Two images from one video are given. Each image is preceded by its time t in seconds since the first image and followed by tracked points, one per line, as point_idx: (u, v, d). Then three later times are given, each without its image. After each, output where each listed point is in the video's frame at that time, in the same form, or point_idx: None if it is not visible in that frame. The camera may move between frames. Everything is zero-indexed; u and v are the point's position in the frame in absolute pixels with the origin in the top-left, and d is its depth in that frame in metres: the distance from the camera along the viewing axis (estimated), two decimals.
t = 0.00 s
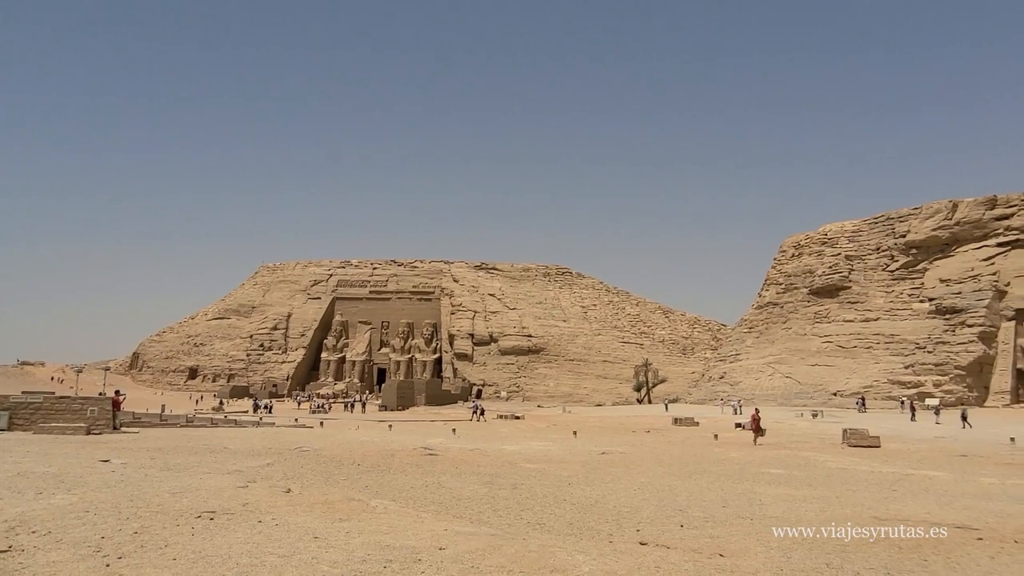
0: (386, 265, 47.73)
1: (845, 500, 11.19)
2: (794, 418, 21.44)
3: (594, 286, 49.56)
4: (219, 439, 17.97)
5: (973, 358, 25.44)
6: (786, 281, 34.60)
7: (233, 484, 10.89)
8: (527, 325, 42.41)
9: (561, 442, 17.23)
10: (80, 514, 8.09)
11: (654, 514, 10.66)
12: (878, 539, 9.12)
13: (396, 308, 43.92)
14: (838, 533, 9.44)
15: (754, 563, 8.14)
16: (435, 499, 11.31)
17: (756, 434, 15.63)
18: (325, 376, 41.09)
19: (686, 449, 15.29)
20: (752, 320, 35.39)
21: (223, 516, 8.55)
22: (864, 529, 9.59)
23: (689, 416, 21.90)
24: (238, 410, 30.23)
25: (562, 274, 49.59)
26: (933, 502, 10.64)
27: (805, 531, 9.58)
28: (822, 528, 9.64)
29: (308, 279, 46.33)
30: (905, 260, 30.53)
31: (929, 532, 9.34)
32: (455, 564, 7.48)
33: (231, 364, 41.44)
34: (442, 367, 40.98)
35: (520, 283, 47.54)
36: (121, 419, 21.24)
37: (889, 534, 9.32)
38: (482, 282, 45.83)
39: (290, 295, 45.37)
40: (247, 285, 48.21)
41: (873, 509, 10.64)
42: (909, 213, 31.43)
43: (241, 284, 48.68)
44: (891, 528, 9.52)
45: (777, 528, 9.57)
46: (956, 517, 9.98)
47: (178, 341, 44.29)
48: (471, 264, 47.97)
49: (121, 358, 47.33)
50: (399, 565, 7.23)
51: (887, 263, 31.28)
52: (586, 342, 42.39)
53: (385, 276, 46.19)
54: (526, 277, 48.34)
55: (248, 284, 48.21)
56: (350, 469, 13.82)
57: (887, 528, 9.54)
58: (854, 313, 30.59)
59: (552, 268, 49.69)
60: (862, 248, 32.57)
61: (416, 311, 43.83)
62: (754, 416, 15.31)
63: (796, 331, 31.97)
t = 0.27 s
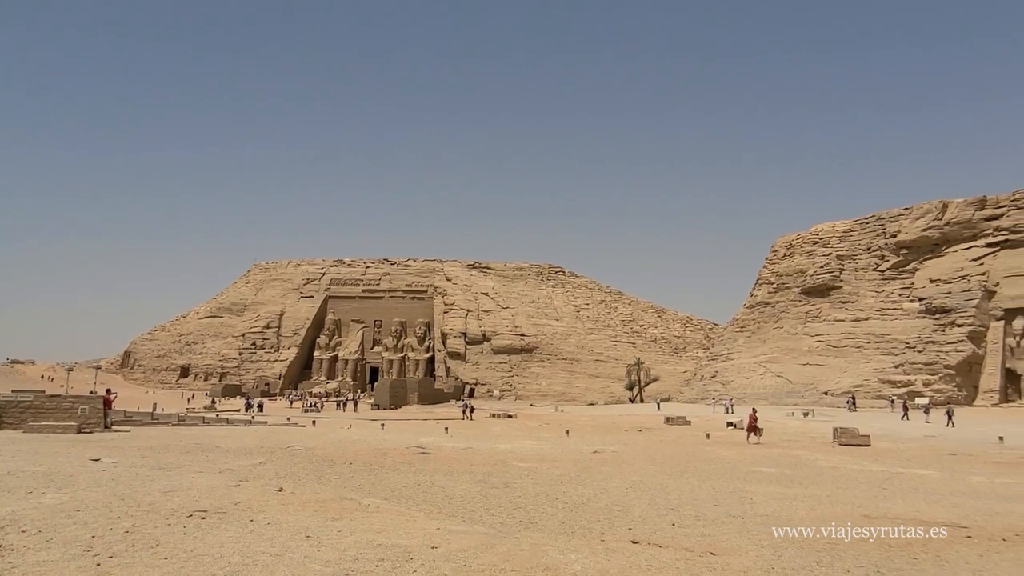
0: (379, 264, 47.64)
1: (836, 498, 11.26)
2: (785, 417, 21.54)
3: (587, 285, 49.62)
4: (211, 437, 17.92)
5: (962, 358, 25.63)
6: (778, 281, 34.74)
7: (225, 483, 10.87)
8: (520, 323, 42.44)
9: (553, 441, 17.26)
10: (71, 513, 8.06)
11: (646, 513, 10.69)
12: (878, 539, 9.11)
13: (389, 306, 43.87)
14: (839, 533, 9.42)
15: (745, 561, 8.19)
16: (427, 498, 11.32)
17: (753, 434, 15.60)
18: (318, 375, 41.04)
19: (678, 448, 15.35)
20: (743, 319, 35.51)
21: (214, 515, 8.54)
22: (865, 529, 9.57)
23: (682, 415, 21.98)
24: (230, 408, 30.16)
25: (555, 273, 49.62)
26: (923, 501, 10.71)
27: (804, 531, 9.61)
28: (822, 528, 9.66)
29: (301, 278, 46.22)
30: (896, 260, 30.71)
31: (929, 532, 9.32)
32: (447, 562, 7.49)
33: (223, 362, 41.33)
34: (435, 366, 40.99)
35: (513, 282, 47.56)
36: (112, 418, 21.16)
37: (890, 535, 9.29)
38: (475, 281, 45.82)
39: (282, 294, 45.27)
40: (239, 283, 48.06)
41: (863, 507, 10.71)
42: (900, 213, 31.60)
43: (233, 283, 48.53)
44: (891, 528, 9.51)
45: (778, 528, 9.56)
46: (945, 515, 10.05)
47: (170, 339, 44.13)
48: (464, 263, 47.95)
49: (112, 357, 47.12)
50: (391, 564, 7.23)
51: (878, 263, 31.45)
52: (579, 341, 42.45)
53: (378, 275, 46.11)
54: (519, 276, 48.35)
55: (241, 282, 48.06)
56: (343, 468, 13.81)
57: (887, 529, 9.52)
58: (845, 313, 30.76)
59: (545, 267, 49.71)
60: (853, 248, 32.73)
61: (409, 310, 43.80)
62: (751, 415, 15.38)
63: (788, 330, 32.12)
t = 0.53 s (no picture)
0: (369, 262, 47.50)
1: (823, 497, 11.34)
2: (774, 416, 21.67)
3: (577, 284, 49.68)
4: (199, 437, 17.83)
5: (948, 357, 25.88)
6: (766, 281, 34.90)
7: (213, 482, 10.83)
8: (510, 322, 42.47)
9: (543, 440, 17.28)
10: (57, 512, 8.01)
11: (635, 512, 10.73)
12: (879, 539, 9.06)
13: (379, 305, 43.77)
14: (839, 533, 9.36)
15: (733, 559, 8.24)
16: (417, 496, 11.31)
17: (749, 434, 15.61)
18: (308, 374, 40.92)
19: (668, 447, 15.40)
20: (732, 319, 35.66)
21: (203, 514, 8.50)
22: (865, 529, 9.50)
23: (671, 414, 22.07)
24: (218, 407, 30.01)
25: (545, 272, 49.64)
26: (909, 499, 10.81)
27: (805, 531, 9.49)
28: (822, 528, 9.56)
29: (290, 276, 46.02)
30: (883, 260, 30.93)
31: (930, 532, 9.25)
32: (436, 561, 7.50)
33: (212, 360, 41.12)
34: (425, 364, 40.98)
35: (503, 281, 47.58)
36: (100, 417, 21.01)
37: (891, 534, 9.24)
38: (465, 280, 45.78)
39: (272, 292, 45.08)
40: (228, 282, 47.81)
41: (850, 505, 10.80)
42: (887, 213, 31.82)
43: (222, 281, 48.27)
44: (892, 528, 9.44)
45: (778, 528, 9.49)
46: (931, 513, 10.15)
47: (158, 338, 43.85)
48: (454, 262, 47.91)
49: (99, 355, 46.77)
50: (381, 563, 7.23)
51: (865, 263, 31.67)
52: (569, 340, 42.52)
53: (368, 273, 45.99)
54: (509, 275, 48.34)
55: (230, 280, 47.82)
56: (332, 466, 13.78)
57: (887, 529, 9.46)
58: (833, 313, 30.95)
59: (536, 266, 49.72)
60: (841, 248, 32.93)
61: (399, 308, 43.73)
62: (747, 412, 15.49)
63: (776, 330, 32.29)
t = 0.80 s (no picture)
0: (355, 261, 47.27)
1: (805, 495, 11.45)
2: (757, 415, 21.84)
3: (562, 283, 49.75)
4: (182, 435, 17.69)
5: (928, 357, 26.21)
6: (750, 280, 35.14)
7: (196, 482, 10.75)
8: (496, 321, 42.47)
9: (528, 439, 17.29)
10: (36, 512, 7.93)
11: (620, 510, 10.77)
12: (878, 539, 9.04)
13: (364, 303, 43.62)
14: (838, 533, 9.33)
15: (716, 557, 8.30)
16: (402, 495, 11.29)
17: (738, 434, 15.66)
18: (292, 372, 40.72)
19: (652, 446, 15.46)
20: (716, 318, 35.86)
21: (185, 514, 8.45)
22: (864, 529, 9.49)
23: (655, 413, 22.18)
24: (202, 406, 29.78)
25: (531, 271, 49.65)
26: (889, 497, 10.93)
27: (804, 531, 9.49)
28: (821, 528, 9.54)
29: (275, 274, 45.74)
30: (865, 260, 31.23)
31: (928, 532, 9.24)
32: (421, 560, 7.49)
33: (195, 359, 40.81)
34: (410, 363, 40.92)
35: (489, 280, 47.56)
36: (81, 415, 20.79)
37: (890, 534, 9.23)
38: (451, 279, 45.72)
39: (256, 290, 44.80)
40: (212, 279, 47.44)
41: (831, 503, 10.91)
42: (869, 214, 32.14)
43: (206, 279, 47.88)
44: (891, 528, 9.43)
45: (778, 528, 9.45)
46: (911, 511, 10.28)
47: (141, 335, 43.45)
48: (440, 261, 47.82)
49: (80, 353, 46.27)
50: (365, 562, 7.22)
51: (847, 264, 31.97)
52: (554, 339, 42.59)
53: (354, 272, 45.78)
54: (495, 274, 48.33)
55: (214, 278, 47.45)
56: (317, 465, 13.72)
57: (887, 529, 9.45)
58: (816, 312, 31.21)
59: (521, 265, 49.74)
60: (824, 248, 33.21)
61: (384, 307, 43.60)
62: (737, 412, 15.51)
63: (760, 329, 32.52)
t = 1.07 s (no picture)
0: (341, 259, 47.10)
1: (788, 493, 11.56)
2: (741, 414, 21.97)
3: (549, 283, 49.83)
4: (165, 435, 17.56)
5: (909, 356, 26.52)
6: (735, 280, 35.36)
7: (179, 481, 10.68)
8: (482, 320, 42.47)
9: (514, 438, 17.32)
10: (17, 512, 7.86)
11: (604, 509, 10.82)
12: (879, 539, 9.00)
13: (350, 302, 43.48)
14: (838, 533, 9.30)
15: (699, 555, 8.37)
16: (387, 494, 11.28)
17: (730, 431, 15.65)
18: (277, 371, 40.52)
19: (637, 445, 15.54)
20: (701, 317, 36.04)
21: (169, 514, 8.40)
22: (864, 529, 9.45)
23: (640, 412, 22.28)
24: (186, 405, 29.57)
25: (518, 270, 49.69)
26: (870, 495, 11.07)
27: (805, 531, 9.45)
28: (821, 528, 9.51)
29: (261, 272, 45.48)
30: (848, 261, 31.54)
31: (929, 532, 9.19)
32: (405, 559, 7.50)
33: (179, 357, 40.51)
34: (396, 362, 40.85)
35: (476, 279, 47.55)
36: (62, 415, 20.57)
37: (890, 535, 9.19)
38: (437, 278, 45.65)
39: (241, 289, 44.53)
40: (197, 277, 47.09)
41: (813, 501, 11.03)
42: (852, 215, 32.44)
43: (190, 277, 47.53)
44: (891, 528, 9.39)
45: (778, 528, 9.40)
46: (891, 508, 10.41)
47: (124, 334, 43.06)
48: (427, 260, 47.76)
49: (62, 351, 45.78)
50: (350, 561, 7.22)
51: (830, 264, 32.26)
52: (541, 338, 42.66)
53: (340, 270, 45.61)
54: (481, 273, 48.32)
55: (198, 276, 47.10)
56: (302, 465, 13.67)
57: (887, 529, 9.41)
58: (799, 312, 31.47)
59: (508, 264, 49.76)
60: (807, 249, 33.48)
61: (370, 306, 43.50)
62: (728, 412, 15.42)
63: (744, 329, 32.73)
